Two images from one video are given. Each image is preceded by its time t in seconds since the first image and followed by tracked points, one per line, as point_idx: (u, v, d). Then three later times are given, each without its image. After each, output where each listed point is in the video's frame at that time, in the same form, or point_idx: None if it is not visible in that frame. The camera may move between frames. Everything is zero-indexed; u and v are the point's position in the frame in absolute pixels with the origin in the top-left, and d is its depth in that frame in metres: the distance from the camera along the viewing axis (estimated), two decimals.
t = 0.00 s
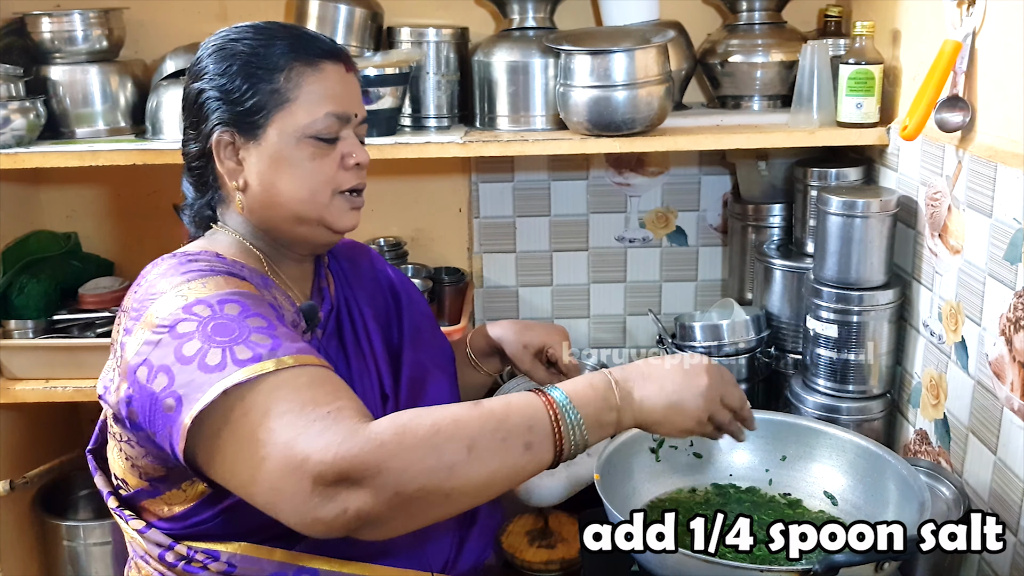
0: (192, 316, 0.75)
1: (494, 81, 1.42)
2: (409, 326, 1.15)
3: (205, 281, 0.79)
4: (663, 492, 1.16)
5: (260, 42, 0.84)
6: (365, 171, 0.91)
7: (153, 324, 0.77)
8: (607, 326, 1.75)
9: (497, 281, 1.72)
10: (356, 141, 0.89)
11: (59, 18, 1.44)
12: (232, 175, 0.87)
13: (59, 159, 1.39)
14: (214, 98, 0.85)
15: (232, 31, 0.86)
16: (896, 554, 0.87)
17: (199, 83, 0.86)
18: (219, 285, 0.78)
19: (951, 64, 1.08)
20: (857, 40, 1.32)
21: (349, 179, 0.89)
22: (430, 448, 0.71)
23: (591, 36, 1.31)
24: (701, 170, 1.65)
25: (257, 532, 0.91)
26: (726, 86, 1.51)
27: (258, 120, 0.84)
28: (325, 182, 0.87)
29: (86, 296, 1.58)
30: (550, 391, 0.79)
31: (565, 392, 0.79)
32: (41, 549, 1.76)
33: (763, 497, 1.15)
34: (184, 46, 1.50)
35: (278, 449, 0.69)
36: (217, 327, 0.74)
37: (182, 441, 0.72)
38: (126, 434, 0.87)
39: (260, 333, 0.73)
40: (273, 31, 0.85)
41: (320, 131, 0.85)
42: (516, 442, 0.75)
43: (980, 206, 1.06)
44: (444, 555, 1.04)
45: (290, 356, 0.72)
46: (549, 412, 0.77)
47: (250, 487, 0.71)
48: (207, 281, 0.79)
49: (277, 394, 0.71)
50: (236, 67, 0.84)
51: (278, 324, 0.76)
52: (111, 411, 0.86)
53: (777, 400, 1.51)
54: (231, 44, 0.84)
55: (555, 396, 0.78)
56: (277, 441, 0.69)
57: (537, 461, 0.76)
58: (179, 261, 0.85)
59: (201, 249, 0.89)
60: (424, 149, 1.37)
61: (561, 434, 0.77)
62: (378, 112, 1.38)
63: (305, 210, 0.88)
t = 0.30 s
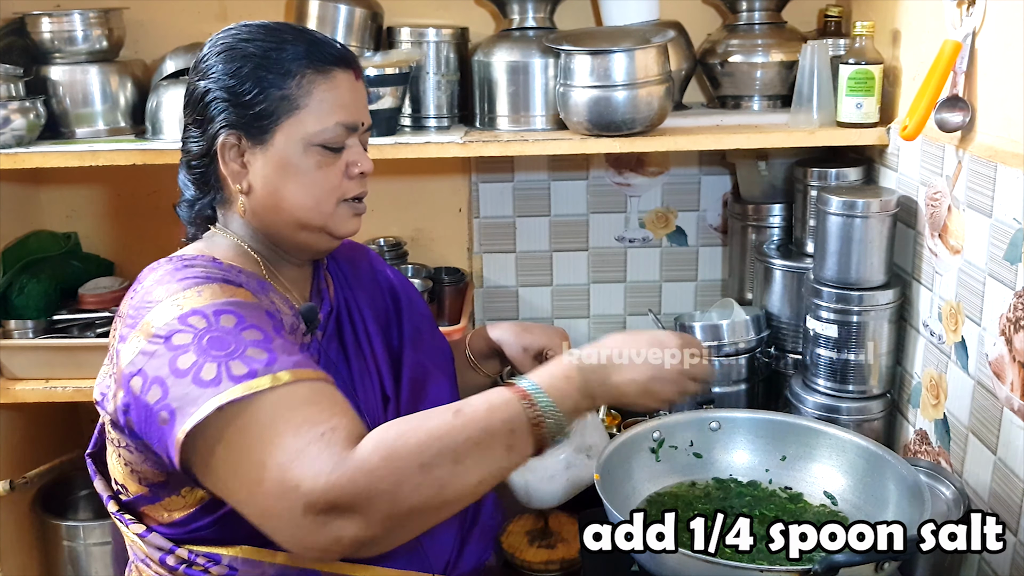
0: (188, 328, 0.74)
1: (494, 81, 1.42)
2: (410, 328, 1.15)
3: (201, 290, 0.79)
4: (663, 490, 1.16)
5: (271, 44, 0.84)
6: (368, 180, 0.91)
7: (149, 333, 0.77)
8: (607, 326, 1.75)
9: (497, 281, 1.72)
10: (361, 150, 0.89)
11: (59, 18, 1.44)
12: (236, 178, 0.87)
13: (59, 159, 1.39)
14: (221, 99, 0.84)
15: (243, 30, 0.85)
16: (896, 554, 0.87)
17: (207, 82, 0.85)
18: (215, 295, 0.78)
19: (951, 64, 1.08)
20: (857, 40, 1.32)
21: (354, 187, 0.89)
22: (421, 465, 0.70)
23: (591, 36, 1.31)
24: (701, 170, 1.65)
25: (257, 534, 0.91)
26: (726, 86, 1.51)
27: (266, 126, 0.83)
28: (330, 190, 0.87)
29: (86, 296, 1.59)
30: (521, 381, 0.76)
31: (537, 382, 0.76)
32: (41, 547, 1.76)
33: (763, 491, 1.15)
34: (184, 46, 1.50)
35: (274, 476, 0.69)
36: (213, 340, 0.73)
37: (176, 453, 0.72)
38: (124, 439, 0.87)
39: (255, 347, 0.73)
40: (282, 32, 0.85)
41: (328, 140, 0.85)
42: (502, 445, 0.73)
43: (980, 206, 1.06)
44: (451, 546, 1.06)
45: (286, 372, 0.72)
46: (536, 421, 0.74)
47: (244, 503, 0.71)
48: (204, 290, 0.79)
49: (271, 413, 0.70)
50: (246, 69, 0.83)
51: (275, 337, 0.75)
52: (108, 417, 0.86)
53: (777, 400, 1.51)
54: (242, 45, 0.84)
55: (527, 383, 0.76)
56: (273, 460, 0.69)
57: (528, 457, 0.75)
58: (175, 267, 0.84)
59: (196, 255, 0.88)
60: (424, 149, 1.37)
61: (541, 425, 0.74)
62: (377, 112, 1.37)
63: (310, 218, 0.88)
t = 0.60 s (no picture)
0: (168, 352, 0.75)
1: (494, 81, 1.42)
2: (402, 330, 1.14)
3: (182, 309, 0.79)
4: (664, 492, 1.16)
5: (298, 50, 0.84)
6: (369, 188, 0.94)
7: (129, 353, 0.77)
8: (607, 326, 1.75)
9: (497, 282, 1.72)
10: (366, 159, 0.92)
11: (59, 18, 1.44)
12: (261, 185, 0.85)
13: (59, 159, 1.39)
14: (245, 101, 0.82)
15: (262, 33, 0.84)
16: (896, 554, 0.86)
17: (226, 83, 0.82)
18: (197, 315, 0.79)
19: (951, 63, 1.08)
20: (857, 40, 1.32)
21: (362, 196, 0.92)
22: (386, 495, 0.79)
23: (591, 36, 1.31)
24: (701, 170, 1.65)
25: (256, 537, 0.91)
26: (726, 86, 1.51)
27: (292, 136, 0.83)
28: (347, 199, 0.89)
29: (86, 296, 1.59)
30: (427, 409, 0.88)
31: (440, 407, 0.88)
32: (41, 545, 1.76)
33: (768, 492, 1.15)
34: (184, 47, 1.50)
35: (260, 512, 0.72)
36: (195, 366, 0.75)
37: (154, 479, 0.74)
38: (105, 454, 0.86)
39: (239, 377, 0.75)
40: (306, 40, 0.85)
41: (350, 150, 0.88)
42: (438, 468, 0.84)
43: (980, 206, 1.06)
44: (440, 550, 1.12)
45: (269, 405, 0.74)
46: (456, 442, 0.86)
47: (226, 530, 0.74)
48: (185, 310, 0.79)
49: (255, 451, 0.73)
50: (274, 72, 0.82)
51: (257, 362, 0.78)
52: (86, 431, 0.87)
53: (776, 400, 1.51)
54: (266, 47, 0.83)
55: (439, 413, 0.88)
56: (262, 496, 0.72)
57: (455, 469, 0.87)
58: (155, 281, 0.84)
59: (177, 264, 0.88)
60: (424, 149, 1.37)
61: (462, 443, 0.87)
62: (378, 113, 1.37)
63: (327, 227, 0.89)
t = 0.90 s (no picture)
0: (136, 371, 0.75)
1: (494, 81, 1.42)
2: (397, 330, 1.14)
3: (157, 326, 0.78)
4: (663, 491, 1.16)
5: (306, 51, 0.85)
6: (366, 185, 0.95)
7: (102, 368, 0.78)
8: (607, 327, 1.75)
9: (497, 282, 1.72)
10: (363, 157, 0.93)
11: (59, 18, 1.44)
12: (268, 185, 0.85)
13: (59, 159, 1.38)
14: (259, 101, 0.82)
15: (268, 33, 0.84)
16: (896, 554, 0.86)
17: (235, 83, 0.82)
18: (168, 333, 0.77)
19: (951, 63, 1.08)
20: (857, 40, 1.32)
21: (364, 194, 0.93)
22: (340, 527, 0.77)
23: (591, 36, 1.31)
24: (701, 170, 1.65)
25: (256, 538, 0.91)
26: (726, 86, 1.51)
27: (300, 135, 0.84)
28: (350, 197, 0.90)
29: (86, 296, 1.59)
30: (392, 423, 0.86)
31: (406, 420, 0.86)
32: (41, 548, 1.75)
33: (765, 495, 1.16)
34: (184, 47, 1.50)
35: (198, 546, 0.73)
36: (157, 390, 0.74)
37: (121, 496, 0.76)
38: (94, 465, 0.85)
39: (200, 403, 0.74)
40: (311, 40, 0.86)
41: (354, 149, 0.89)
42: (400, 489, 0.81)
43: (980, 206, 1.06)
44: (437, 549, 1.09)
45: (225, 436, 0.73)
46: (421, 455, 0.84)
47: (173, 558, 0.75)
48: (161, 326, 0.78)
49: (202, 481, 0.73)
50: (285, 73, 0.82)
51: (223, 387, 0.76)
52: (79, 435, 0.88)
53: (777, 400, 1.50)
54: (274, 47, 0.83)
55: (402, 423, 0.86)
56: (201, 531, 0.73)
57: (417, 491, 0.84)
58: (142, 289, 0.83)
59: (167, 271, 0.87)
60: (424, 149, 1.37)
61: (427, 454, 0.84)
62: (378, 112, 1.37)
63: (332, 225, 0.90)
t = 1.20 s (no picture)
0: (118, 395, 0.79)
1: (494, 81, 1.42)
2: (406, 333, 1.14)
3: (150, 348, 0.81)
4: (662, 490, 1.16)
5: (321, 53, 0.87)
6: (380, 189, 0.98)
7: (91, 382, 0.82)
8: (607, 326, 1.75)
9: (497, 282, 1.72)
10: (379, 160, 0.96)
11: (59, 18, 1.44)
12: (286, 191, 0.88)
13: (59, 159, 1.38)
14: (278, 105, 0.84)
15: (285, 35, 0.86)
16: (896, 554, 0.86)
17: (253, 88, 0.84)
18: (155, 357, 0.80)
19: (951, 63, 1.08)
20: (857, 40, 1.32)
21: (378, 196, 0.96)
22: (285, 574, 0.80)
23: (591, 36, 1.31)
24: (701, 170, 1.65)
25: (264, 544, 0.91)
26: (726, 86, 1.51)
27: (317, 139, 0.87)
28: (366, 201, 0.93)
29: (86, 296, 1.59)
30: (352, 461, 0.88)
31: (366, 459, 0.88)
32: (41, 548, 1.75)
33: (762, 492, 1.16)
34: (184, 46, 1.50)
35: None
36: (133, 419, 0.78)
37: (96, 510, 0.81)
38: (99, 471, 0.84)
39: (170, 436, 0.77)
40: (326, 42, 0.88)
41: (371, 153, 0.92)
42: (349, 532, 0.85)
43: (981, 206, 1.06)
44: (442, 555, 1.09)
45: (188, 474, 0.76)
46: (377, 498, 0.87)
47: None
48: (154, 348, 0.81)
49: (156, 514, 0.76)
50: (304, 76, 0.85)
51: (197, 421, 0.78)
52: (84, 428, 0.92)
53: (777, 401, 1.50)
54: (292, 51, 0.85)
55: (360, 462, 0.88)
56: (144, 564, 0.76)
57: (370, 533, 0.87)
58: (146, 301, 0.87)
59: (174, 279, 0.90)
60: (424, 149, 1.37)
61: (382, 496, 0.87)
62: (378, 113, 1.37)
63: (348, 229, 0.93)
